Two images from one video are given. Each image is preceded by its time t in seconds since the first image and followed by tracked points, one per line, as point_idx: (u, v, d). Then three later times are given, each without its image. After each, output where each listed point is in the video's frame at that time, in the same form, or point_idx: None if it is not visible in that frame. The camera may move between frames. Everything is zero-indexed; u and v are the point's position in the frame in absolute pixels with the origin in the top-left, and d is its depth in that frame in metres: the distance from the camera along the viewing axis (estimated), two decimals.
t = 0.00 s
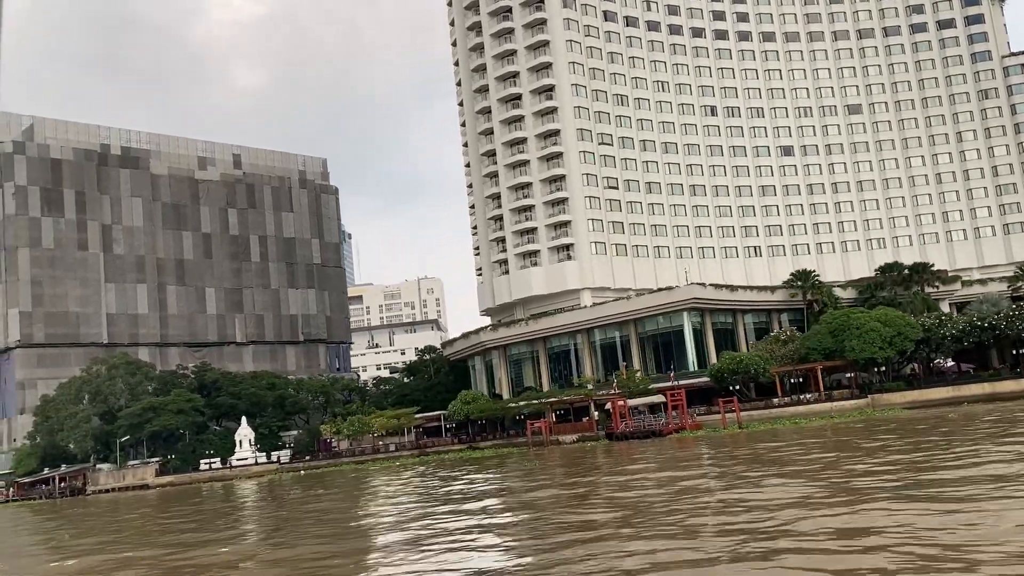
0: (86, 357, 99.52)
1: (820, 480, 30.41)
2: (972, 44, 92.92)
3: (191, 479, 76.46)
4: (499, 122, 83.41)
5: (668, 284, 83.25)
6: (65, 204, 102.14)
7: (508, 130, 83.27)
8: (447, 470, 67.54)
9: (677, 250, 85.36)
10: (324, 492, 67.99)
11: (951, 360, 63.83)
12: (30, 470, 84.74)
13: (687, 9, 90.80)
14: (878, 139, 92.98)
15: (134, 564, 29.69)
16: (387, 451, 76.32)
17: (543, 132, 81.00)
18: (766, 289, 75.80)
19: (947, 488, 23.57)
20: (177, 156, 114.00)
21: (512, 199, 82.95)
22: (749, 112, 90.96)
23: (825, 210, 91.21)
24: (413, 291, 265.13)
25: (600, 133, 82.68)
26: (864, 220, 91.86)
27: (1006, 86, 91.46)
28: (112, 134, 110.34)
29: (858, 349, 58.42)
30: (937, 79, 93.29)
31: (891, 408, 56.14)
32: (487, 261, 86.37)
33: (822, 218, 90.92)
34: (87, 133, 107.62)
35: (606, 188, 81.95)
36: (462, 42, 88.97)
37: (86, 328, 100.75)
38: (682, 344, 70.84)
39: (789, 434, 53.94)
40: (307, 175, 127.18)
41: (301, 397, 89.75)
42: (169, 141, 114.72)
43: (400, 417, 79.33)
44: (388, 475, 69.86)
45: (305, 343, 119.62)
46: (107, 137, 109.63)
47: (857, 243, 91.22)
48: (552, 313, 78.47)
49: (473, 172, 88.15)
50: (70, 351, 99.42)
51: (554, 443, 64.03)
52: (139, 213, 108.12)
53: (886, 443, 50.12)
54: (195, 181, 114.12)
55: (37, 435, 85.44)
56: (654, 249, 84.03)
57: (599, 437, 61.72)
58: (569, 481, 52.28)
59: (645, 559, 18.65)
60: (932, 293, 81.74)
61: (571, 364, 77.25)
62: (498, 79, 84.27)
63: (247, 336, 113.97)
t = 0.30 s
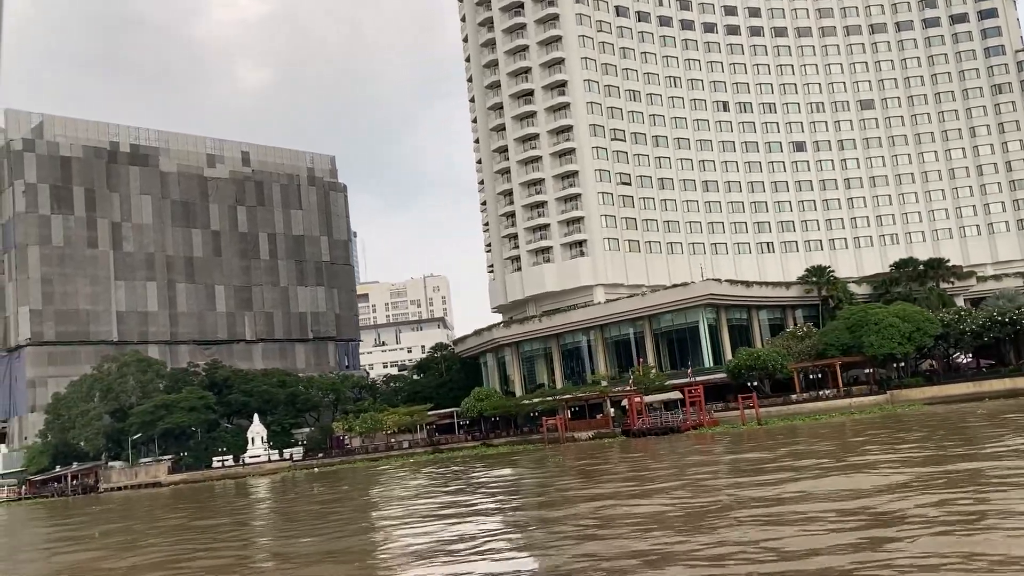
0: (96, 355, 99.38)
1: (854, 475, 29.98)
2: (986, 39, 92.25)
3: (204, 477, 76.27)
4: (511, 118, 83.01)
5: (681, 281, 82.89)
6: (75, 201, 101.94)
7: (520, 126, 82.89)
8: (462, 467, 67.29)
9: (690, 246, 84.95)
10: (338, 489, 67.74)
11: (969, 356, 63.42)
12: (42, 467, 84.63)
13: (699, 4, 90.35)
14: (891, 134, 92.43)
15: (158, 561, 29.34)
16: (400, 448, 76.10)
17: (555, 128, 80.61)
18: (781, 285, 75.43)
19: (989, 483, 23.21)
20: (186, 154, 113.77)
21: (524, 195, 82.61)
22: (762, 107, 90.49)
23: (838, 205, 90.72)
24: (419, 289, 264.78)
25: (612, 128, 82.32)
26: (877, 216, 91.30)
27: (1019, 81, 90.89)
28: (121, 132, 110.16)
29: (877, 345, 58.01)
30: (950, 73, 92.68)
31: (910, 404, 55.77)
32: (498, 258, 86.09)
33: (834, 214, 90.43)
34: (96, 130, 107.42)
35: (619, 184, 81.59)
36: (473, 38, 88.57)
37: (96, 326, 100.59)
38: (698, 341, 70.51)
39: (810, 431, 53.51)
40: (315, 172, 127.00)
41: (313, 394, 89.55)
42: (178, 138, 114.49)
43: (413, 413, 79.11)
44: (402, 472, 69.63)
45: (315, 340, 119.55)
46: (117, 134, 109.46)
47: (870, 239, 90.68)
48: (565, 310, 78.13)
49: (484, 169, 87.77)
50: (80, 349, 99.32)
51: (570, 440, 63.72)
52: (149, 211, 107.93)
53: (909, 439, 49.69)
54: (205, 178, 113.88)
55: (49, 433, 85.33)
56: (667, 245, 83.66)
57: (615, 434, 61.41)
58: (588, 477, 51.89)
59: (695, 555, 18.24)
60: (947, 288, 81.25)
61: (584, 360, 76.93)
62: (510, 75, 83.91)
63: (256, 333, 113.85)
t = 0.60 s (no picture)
0: (106, 353, 99.17)
1: (889, 470, 29.56)
2: (999, 34, 91.52)
3: (216, 475, 76.03)
4: (523, 114, 82.63)
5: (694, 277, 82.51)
6: (84, 199, 101.67)
7: (533, 123, 82.51)
8: (476, 464, 66.99)
9: (703, 243, 84.60)
10: (351, 487, 67.46)
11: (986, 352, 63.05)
12: (53, 465, 84.46)
13: None
14: (904, 130, 91.86)
15: (183, 558, 29.01)
16: (413, 445, 75.82)
17: (568, 124, 80.22)
18: (796, 281, 75.08)
19: None
20: (195, 152, 113.48)
21: (537, 192, 82.23)
22: (774, 103, 90.00)
23: (850, 202, 90.21)
24: (425, 287, 264.46)
25: (625, 124, 81.94)
26: (890, 212, 90.74)
27: None
28: (130, 129, 109.90)
29: (896, 341, 57.67)
30: (963, 69, 92.05)
31: (929, 401, 55.42)
32: (510, 255, 85.74)
33: (847, 211, 89.92)
34: (105, 128, 107.12)
35: (632, 180, 81.21)
36: (484, 34, 88.21)
37: (106, 324, 100.39)
38: (713, 338, 70.18)
39: (830, 427, 53.14)
40: (323, 169, 126.81)
41: (324, 392, 89.30)
42: (186, 136, 114.22)
43: (425, 411, 78.85)
44: (415, 470, 69.36)
45: (324, 338, 119.43)
46: (125, 132, 109.19)
47: (883, 236, 90.13)
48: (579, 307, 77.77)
49: (496, 166, 87.40)
50: (90, 347, 99.17)
51: (585, 438, 63.35)
52: (158, 209, 107.69)
53: (932, 435, 49.32)
54: (214, 176, 113.60)
55: (60, 431, 85.17)
56: (680, 241, 83.26)
57: (631, 431, 61.07)
58: (606, 474, 51.54)
59: (744, 551, 17.79)
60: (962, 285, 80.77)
61: (598, 358, 76.60)
62: (522, 71, 83.49)
63: (265, 331, 113.69)
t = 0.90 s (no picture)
0: (116, 351, 98.99)
1: (924, 465, 29.14)
2: (1013, 29, 90.82)
3: (229, 473, 75.86)
4: (535, 111, 82.29)
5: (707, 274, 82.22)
6: (94, 196, 101.49)
7: (545, 119, 82.16)
8: (490, 462, 66.72)
9: (716, 240, 84.25)
10: (365, 485, 67.26)
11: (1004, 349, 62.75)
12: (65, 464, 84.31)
13: None
14: (916, 126, 91.33)
15: (209, 555, 28.64)
16: (427, 443, 75.63)
17: (581, 121, 79.87)
18: (811, 278, 74.79)
19: None
20: (204, 150, 113.25)
21: (549, 188, 81.88)
22: (787, 99, 89.60)
23: (863, 198, 89.76)
24: (431, 285, 264.27)
25: (638, 120, 81.59)
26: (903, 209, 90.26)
27: None
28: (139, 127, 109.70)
29: (916, 338, 57.40)
30: (976, 64, 91.40)
31: (949, 397, 55.11)
32: (522, 252, 85.44)
33: (860, 207, 89.51)
34: (114, 126, 106.87)
35: (645, 177, 80.88)
36: (496, 31, 87.85)
37: (116, 322, 100.25)
38: (730, 335, 69.91)
39: (851, 424, 52.73)
40: (332, 167, 126.73)
41: (335, 389, 89.23)
42: (195, 133, 114.03)
43: (439, 409, 78.65)
44: (429, 467, 69.13)
45: (333, 336, 119.28)
46: (134, 129, 108.97)
47: (896, 232, 89.68)
48: (593, 304, 77.44)
49: (508, 163, 87.08)
50: (101, 345, 99.04)
51: (601, 435, 63.03)
52: (168, 206, 107.51)
53: (955, 431, 48.89)
54: (223, 173, 113.38)
55: (72, 428, 85.04)
56: (693, 238, 82.96)
57: (647, 428, 60.80)
58: (625, 471, 51.19)
59: (794, 544, 17.36)
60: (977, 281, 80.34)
61: (612, 354, 76.30)
62: (534, 67, 83.11)
63: (275, 329, 113.53)
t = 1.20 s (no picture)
0: (127, 350, 98.85)
1: (959, 461, 28.75)
2: None
3: (242, 471, 75.68)
4: (547, 107, 81.91)
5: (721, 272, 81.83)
6: (104, 195, 101.37)
7: (557, 116, 81.77)
8: (505, 460, 66.45)
9: (729, 237, 83.85)
10: (380, 483, 67.05)
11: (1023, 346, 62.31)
12: (76, 462, 84.16)
13: None
14: (930, 123, 90.61)
15: (233, 552, 28.29)
16: (440, 441, 75.43)
17: (594, 118, 79.49)
18: (826, 275, 74.43)
19: None
20: (213, 148, 112.95)
21: (562, 185, 81.51)
22: (799, 96, 89.13)
23: (876, 195, 89.20)
24: (437, 284, 263.99)
25: (651, 117, 81.22)
26: (917, 206, 89.57)
27: None
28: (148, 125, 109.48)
29: (935, 334, 57.09)
30: (991, 60, 90.22)
31: (969, 395, 54.72)
32: (534, 249, 85.12)
33: (873, 204, 88.92)
34: (123, 124, 106.62)
35: (659, 174, 80.52)
36: (508, 28, 87.37)
37: (126, 321, 100.12)
38: (746, 332, 69.61)
39: (871, 421, 52.30)
40: (341, 166, 126.50)
41: (347, 387, 89.07)
42: (204, 131, 113.79)
43: (452, 407, 78.45)
44: (443, 465, 68.89)
45: (342, 334, 119.05)
46: (144, 127, 108.76)
47: (909, 229, 89.03)
48: (606, 301, 77.09)
49: (520, 160, 86.66)
50: (111, 344, 98.89)
51: (618, 433, 62.75)
52: (177, 205, 107.31)
53: (976, 428, 48.48)
54: (232, 172, 113.16)
55: (82, 427, 84.89)
56: (707, 235, 82.59)
57: (665, 425, 60.48)
58: (643, 468, 50.84)
59: (847, 541, 16.96)
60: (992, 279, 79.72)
61: (626, 352, 75.96)
62: (546, 64, 82.72)
63: (285, 327, 113.33)
